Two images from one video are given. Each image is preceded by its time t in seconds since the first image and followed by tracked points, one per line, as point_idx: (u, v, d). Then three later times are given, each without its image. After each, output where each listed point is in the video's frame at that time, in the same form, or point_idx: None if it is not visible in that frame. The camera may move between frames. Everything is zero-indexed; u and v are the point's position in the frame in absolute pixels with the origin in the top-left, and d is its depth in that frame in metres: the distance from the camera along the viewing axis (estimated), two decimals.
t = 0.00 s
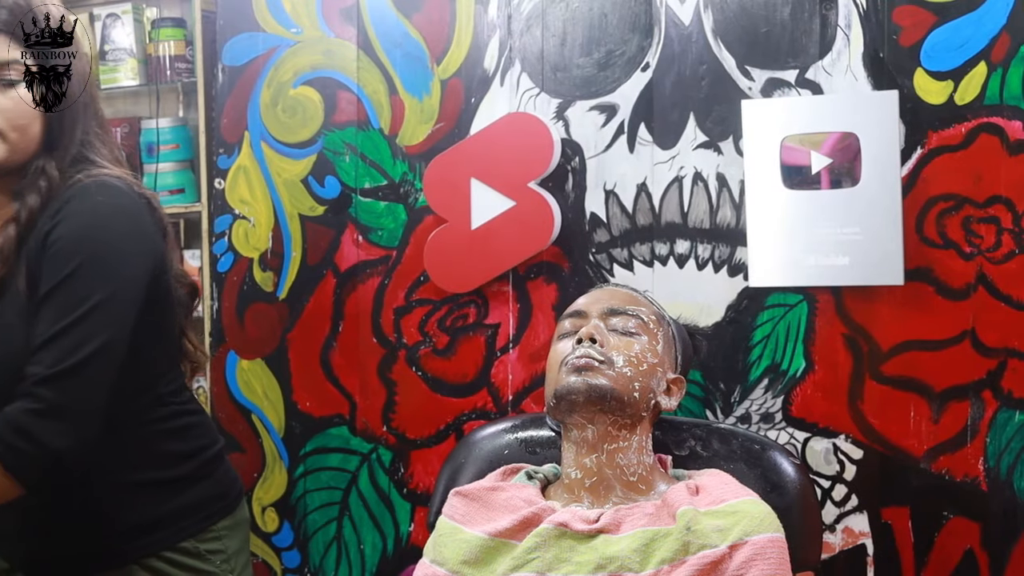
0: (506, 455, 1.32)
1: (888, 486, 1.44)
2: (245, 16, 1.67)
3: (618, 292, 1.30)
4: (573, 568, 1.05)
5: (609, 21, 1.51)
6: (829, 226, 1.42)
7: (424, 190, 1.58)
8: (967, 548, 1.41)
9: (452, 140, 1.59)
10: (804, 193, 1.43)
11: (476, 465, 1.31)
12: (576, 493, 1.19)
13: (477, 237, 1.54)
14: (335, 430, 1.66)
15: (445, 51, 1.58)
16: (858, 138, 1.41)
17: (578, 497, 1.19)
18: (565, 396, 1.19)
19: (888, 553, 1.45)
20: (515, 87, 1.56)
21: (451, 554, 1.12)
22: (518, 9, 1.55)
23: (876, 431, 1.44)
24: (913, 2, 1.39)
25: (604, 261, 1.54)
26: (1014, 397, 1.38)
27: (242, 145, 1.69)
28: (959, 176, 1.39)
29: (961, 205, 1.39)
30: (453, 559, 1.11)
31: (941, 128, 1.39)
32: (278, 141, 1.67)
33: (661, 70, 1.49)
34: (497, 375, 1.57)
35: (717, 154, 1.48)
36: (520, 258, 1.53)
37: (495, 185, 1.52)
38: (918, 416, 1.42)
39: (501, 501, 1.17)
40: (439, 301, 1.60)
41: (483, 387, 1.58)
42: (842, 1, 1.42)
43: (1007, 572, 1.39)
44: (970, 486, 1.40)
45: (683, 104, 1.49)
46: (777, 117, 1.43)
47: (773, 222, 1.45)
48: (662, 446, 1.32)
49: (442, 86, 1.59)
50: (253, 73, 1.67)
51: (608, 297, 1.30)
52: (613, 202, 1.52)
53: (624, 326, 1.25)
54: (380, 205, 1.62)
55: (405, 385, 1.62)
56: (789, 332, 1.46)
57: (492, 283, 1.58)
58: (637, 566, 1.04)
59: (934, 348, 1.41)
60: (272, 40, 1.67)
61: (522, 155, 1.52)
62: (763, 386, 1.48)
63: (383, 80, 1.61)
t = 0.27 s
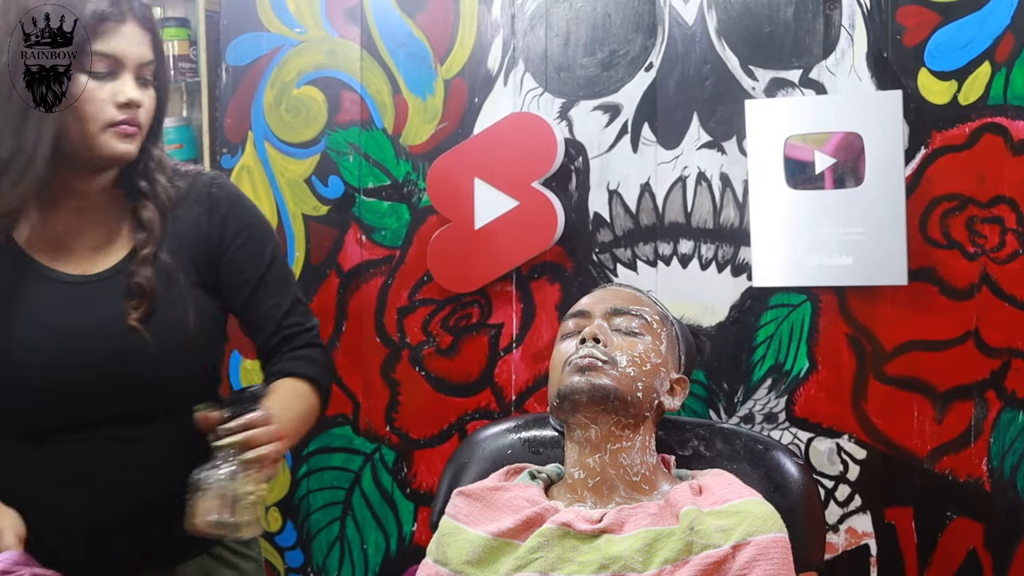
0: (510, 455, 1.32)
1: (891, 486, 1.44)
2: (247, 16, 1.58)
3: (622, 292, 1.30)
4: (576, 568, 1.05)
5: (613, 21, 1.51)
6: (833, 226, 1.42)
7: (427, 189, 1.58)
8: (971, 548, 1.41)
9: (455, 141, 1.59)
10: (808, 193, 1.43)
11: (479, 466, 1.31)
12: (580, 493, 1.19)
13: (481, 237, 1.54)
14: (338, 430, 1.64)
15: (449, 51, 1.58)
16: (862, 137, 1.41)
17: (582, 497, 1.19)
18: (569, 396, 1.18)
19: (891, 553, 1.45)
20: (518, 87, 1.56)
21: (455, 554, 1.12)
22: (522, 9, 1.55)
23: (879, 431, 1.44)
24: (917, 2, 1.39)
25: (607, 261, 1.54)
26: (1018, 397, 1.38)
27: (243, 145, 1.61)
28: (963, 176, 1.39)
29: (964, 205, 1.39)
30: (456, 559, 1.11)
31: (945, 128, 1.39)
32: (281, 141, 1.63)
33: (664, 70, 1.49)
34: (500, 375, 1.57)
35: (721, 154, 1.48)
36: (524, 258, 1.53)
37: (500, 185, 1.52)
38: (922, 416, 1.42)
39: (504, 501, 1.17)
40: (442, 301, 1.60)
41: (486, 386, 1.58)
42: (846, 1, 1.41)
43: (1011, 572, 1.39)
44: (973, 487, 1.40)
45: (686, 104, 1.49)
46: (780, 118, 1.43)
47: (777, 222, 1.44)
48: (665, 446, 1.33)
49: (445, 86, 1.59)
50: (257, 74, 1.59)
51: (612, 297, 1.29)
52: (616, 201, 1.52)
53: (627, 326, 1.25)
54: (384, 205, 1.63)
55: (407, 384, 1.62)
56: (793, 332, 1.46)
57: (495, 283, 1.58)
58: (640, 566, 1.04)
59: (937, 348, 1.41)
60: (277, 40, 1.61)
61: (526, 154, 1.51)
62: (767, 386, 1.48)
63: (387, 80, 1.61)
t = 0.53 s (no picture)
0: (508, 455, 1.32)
1: (889, 486, 1.44)
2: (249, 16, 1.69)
3: (620, 292, 1.30)
4: (574, 567, 1.05)
5: (611, 21, 1.51)
6: (832, 226, 1.42)
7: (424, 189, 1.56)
8: (969, 548, 1.41)
9: (453, 140, 1.59)
10: (806, 193, 1.43)
11: (477, 467, 1.31)
12: (578, 493, 1.19)
13: (479, 237, 1.54)
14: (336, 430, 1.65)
15: (447, 50, 1.56)
16: (860, 138, 1.41)
17: (580, 497, 1.19)
18: (567, 396, 1.18)
19: (889, 553, 1.45)
20: (516, 88, 1.56)
21: (452, 553, 1.12)
22: (520, 9, 1.55)
23: (877, 432, 1.44)
24: (914, 2, 1.39)
25: (605, 261, 1.54)
26: (1015, 397, 1.38)
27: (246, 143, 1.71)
28: (961, 176, 1.39)
29: (962, 205, 1.39)
30: (454, 559, 1.11)
31: (942, 128, 1.39)
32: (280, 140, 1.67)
33: (663, 70, 1.50)
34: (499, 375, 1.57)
35: (719, 154, 1.48)
36: (523, 258, 1.54)
37: (498, 185, 1.52)
38: (920, 417, 1.42)
39: (502, 501, 1.17)
40: (440, 301, 1.61)
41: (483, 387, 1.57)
42: (844, 1, 1.41)
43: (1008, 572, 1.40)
44: (971, 487, 1.40)
45: (685, 104, 1.49)
46: (778, 118, 1.43)
47: (776, 223, 1.44)
48: (663, 446, 1.33)
49: (443, 86, 1.57)
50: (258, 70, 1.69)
51: (609, 297, 1.30)
52: (614, 202, 1.53)
53: (625, 326, 1.25)
54: (382, 204, 1.55)
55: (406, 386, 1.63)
56: (791, 332, 1.47)
57: (493, 283, 1.58)
58: (638, 566, 1.04)
59: (935, 348, 1.41)
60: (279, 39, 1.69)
61: (525, 154, 1.52)
62: (765, 387, 1.48)
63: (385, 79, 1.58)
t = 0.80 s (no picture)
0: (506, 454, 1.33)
1: (888, 486, 1.44)
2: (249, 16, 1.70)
3: (619, 292, 1.31)
4: (572, 566, 1.05)
5: (610, 21, 1.51)
6: (830, 226, 1.42)
7: (424, 189, 1.57)
8: (967, 548, 1.41)
9: (452, 140, 1.59)
10: (805, 194, 1.43)
11: (477, 465, 1.32)
12: (577, 493, 1.19)
13: (478, 237, 1.54)
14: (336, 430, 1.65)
15: (446, 51, 1.58)
16: (859, 138, 1.41)
17: (578, 497, 1.19)
18: (566, 396, 1.18)
19: (888, 553, 1.45)
20: (515, 87, 1.56)
21: (451, 553, 1.12)
22: (519, 9, 1.55)
23: (875, 432, 1.44)
24: (913, 2, 1.39)
25: (604, 261, 1.54)
26: (1013, 397, 1.38)
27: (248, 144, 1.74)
28: (960, 176, 1.39)
29: (961, 206, 1.39)
30: (453, 558, 1.11)
31: (941, 129, 1.39)
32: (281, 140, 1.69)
33: (662, 70, 1.49)
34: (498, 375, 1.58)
35: (717, 154, 1.48)
36: (522, 258, 1.53)
37: (497, 185, 1.52)
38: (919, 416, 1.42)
39: (500, 500, 1.17)
40: (439, 301, 1.61)
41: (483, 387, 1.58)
42: (843, 2, 1.42)
43: (1006, 572, 1.40)
44: (969, 487, 1.40)
45: (684, 104, 1.49)
46: (777, 117, 1.43)
47: (775, 223, 1.44)
48: (662, 445, 1.33)
49: (442, 86, 1.59)
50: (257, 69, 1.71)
51: (608, 297, 1.30)
52: (613, 202, 1.53)
53: (624, 326, 1.25)
54: (381, 204, 1.64)
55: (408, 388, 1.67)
56: (790, 332, 1.47)
57: (492, 283, 1.59)
58: (637, 565, 1.03)
59: (934, 348, 1.41)
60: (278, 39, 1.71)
61: (524, 154, 1.51)
62: (763, 387, 1.48)
63: (384, 80, 1.61)
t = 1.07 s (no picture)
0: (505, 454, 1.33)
1: (886, 486, 1.44)
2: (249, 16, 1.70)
3: (617, 292, 1.31)
4: (571, 566, 1.05)
5: (609, 21, 1.51)
6: (829, 226, 1.42)
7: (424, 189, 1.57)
8: (966, 549, 1.41)
9: (451, 140, 1.60)
10: (804, 194, 1.43)
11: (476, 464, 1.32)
12: (575, 493, 1.19)
13: (478, 237, 1.54)
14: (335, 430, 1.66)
15: (445, 51, 1.58)
16: (858, 139, 1.40)
17: (577, 497, 1.19)
18: (564, 396, 1.18)
19: (886, 553, 1.45)
20: (514, 87, 1.56)
21: (450, 553, 1.12)
22: (518, 9, 1.55)
23: (874, 432, 1.44)
24: (913, 2, 1.39)
25: (603, 261, 1.54)
26: (1012, 397, 1.38)
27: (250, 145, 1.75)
28: (959, 176, 1.39)
29: (960, 206, 1.39)
30: (451, 558, 1.12)
31: (940, 129, 1.39)
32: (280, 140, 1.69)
33: (661, 70, 1.49)
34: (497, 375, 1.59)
35: (716, 154, 1.48)
36: (521, 258, 1.53)
37: (497, 185, 1.52)
38: (917, 417, 1.42)
39: (499, 500, 1.17)
40: (438, 301, 1.62)
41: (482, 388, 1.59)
42: (842, 2, 1.42)
43: (1005, 572, 1.40)
44: (968, 487, 1.40)
45: (683, 105, 1.49)
46: (776, 118, 1.43)
47: (774, 223, 1.44)
48: (661, 446, 1.33)
49: (441, 86, 1.59)
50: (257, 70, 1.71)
51: (607, 297, 1.30)
52: (612, 202, 1.53)
53: (623, 326, 1.25)
54: (380, 204, 1.64)
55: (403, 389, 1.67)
56: (788, 333, 1.47)
57: (491, 283, 1.59)
58: (635, 565, 1.03)
59: (933, 349, 1.41)
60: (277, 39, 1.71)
61: (524, 154, 1.51)
62: (762, 387, 1.48)
63: (383, 80, 1.62)
